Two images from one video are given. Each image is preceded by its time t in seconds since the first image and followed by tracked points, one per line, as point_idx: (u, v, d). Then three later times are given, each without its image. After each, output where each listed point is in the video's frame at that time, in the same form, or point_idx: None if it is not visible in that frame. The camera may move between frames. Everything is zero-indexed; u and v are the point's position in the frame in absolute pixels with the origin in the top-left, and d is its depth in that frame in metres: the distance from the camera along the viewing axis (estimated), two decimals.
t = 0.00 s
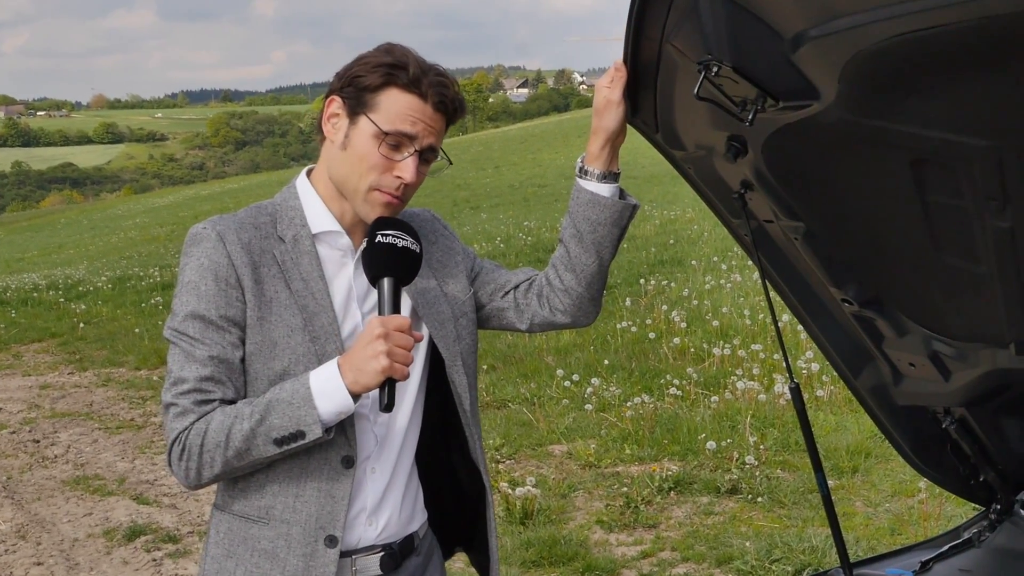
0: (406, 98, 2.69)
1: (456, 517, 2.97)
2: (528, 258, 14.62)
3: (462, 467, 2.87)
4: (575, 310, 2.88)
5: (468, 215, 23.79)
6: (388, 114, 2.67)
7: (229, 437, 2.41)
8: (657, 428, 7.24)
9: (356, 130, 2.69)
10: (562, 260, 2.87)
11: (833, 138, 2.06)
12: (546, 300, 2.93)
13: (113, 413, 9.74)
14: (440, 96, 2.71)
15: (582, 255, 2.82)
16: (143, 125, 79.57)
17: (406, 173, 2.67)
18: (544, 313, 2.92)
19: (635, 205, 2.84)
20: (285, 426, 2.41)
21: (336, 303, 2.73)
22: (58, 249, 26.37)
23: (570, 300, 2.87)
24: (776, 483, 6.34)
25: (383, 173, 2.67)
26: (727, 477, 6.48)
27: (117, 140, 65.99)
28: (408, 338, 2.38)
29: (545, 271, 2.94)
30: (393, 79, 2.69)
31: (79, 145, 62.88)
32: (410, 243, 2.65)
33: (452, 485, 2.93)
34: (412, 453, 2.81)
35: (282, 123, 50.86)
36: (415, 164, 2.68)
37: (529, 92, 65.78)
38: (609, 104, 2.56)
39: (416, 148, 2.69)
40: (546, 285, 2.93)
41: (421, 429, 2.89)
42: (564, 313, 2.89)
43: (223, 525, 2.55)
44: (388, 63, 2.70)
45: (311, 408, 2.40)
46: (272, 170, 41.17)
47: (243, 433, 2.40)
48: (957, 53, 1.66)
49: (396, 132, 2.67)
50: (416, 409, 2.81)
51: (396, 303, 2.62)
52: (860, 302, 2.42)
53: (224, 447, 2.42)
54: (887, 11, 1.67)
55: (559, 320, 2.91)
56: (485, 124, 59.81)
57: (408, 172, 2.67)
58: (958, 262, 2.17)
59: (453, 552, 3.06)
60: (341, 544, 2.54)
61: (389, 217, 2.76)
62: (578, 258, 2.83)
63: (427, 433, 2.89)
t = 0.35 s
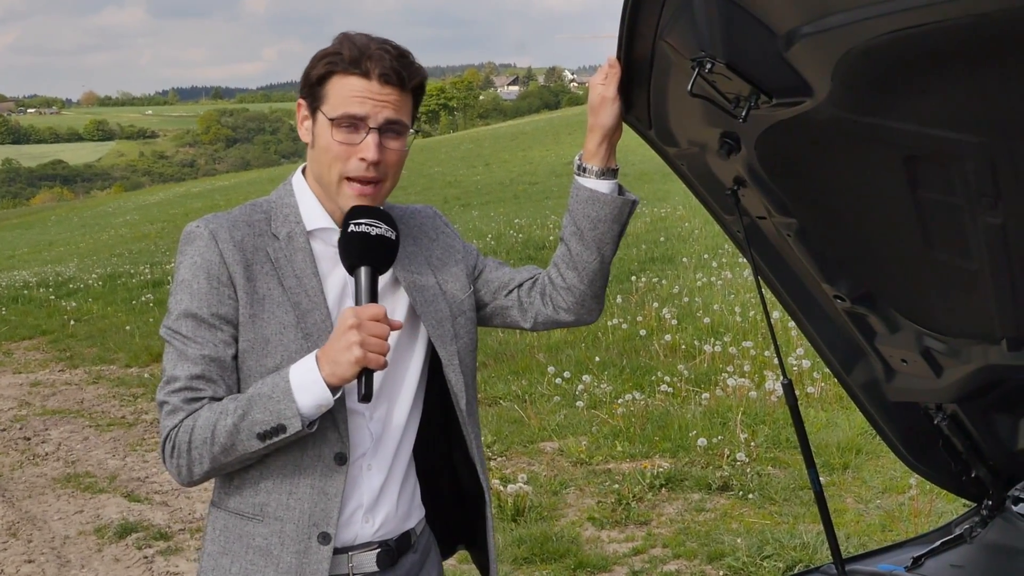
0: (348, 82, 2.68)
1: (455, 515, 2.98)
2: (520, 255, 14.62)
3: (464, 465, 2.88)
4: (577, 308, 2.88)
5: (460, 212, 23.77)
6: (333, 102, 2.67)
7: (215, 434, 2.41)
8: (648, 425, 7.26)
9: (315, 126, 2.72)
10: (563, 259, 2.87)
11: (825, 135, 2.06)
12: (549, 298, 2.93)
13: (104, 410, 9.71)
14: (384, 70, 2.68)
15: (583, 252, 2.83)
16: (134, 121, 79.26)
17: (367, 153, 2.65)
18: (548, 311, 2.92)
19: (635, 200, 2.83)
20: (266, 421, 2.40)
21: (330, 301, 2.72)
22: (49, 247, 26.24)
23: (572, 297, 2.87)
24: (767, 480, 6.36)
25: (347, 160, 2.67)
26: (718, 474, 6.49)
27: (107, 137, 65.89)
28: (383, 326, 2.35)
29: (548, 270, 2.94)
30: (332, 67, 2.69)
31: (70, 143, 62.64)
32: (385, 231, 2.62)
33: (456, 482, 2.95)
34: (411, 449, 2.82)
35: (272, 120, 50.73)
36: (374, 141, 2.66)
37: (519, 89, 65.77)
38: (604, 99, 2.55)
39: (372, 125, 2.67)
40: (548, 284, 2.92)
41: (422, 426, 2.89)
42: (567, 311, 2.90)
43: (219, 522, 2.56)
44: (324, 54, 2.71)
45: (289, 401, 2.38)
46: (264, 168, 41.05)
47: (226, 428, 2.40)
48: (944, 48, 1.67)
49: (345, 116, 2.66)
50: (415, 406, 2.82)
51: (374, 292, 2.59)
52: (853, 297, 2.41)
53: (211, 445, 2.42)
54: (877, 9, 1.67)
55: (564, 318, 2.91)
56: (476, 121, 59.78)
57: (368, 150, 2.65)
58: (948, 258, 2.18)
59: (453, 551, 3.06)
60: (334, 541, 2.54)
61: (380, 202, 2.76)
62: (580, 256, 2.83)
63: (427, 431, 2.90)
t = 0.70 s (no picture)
0: (324, 84, 2.67)
1: (450, 513, 2.99)
2: (510, 253, 14.61)
3: (459, 463, 2.88)
4: (573, 306, 2.89)
5: (450, 210, 23.75)
6: (310, 105, 2.66)
7: (202, 438, 2.41)
8: (638, 423, 7.27)
9: (296, 130, 2.72)
10: (558, 257, 2.87)
11: (818, 135, 2.07)
12: (545, 297, 2.93)
13: (93, 408, 9.67)
14: (358, 67, 2.66)
15: (579, 250, 2.83)
16: (123, 118, 78.95)
17: (348, 154, 2.64)
18: (544, 309, 2.93)
19: (629, 198, 2.84)
20: (250, 425, 2.39)
21: (319, 302, 2.72)
22: (37, 244, 26.10)
23: (568, 295, 2.87)
24: (757, 478, 6.38)
25: (329, 161, 2.66)
26: (708, 471, 6.50)
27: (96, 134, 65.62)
28: (362, 330, 2.33)
29: (544, 268, 2.94)
30: (307, 69, 2.67)
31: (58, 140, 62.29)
32: (364, 232, 2.61)
33: (452, 481, 2.95)
34: (406, 448, 2.81)
35: (261, 117, 50.61)
36: (354, 141, 2.64)
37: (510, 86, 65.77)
38: (597, 99, 2.55)
39: (350, 125, 2.65)
40: (544, 282, 2.93)
41: (417, 424, 2.90)
42: (562, 309, 2.90)
43: (212, 523, 2.55)
44: (298, 56, 2.69)
45: (271, 406, 2.38)
46: (253, 165, 40.93)
47: (212, 432, 2.40)
48: (934, 49, 1.68)
49: (323, 118, 2.65)
50: (409, 406, 2.81)
51: (354, 295, 2.57)
52: (845, 296, 2.41)
53: (199, 449, 2.42)
54: (871, 8, 1.68)
55: (559, 317, 2.92)
56: (467, 119, 59.74)
57: (348, 150, 2.64)
58: (940, 256, 2.19)
59: (447, 549, 3.06)
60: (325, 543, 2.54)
61: (367, 200, 2.75)
62: (575, 254, 2.83)
63: (422, 430, 2.90)
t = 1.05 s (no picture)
0: (312, 85, 2.66)
1: (443, 513, 2.99)
2: (500, 253, 14.62)
3: (452, 462, 2.88)
4: (565, 306, 2.89)
5: (440, 210, 23.72)
6: (299, 107, 2.66)
7: (197, 438, 2.40)
8: (628, 423, 7.28)
9: (286, 133, 2.71)
10: (550, 257, 2.87)
11: (813, 135, 2.07)
12: (537, 297, 2.93)
13: (82, 409, 9.63)
14: (346, 68, 2.65)
15: (570, 251, 2.83)
16: (113, 117, 78.71)
17: (338, 154, 2.63)
18: (536, 310, 2.93)
19: (621, 198, 2.84)
20: (247, 425, 2.38)
21: (313, 302, 2.71)
22: (26, 244, 25.97)
23: (560, 295, 2.88)
24: (747, 478, 6.39)
25: (319, 162, 2.66)
26: (699, 472, 6.51)
27: (86, 133, 65.43)
28: (358, 328, 2.33)
29: (535, 267, 2.94)
30: (296, 70, 2.67)
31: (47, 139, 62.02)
32: (359, 231, 2.60)
33: (445, 481, 2.95)
34: (399, 448, 2.81)
35: (252, 117, 50.50)
36: (344, 141, 2.64)
37: (500, 87, 65.82)
38: (591, 99, 2.55)
39: (340, 125, 2.65)
40: (535, 282, 2.93)
41: (410, 423, 2.89)
42: (554, 309, 2.90)
43: (206, 524, 2.54)
44: (286, 58, 2.69)
45: (268, 405, 2.37)
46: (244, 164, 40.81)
47: (208, 433, 2.39)
48: (932, 48, 1.67)
49: (312, 119, 2.65)
50: (403, 405, 2.81)
51: (349, 293, 2.57)
52: (838, 296, 2.42)
53: (196, 449, 2.41)
54: (870, 8, 1.67)
55: (551, 317, 2.92)
56: (457, 119, 59.70)
57: (338, 150, 2.63)
58: (933, 257, 2.20)
59: (441, 548, 3.06)
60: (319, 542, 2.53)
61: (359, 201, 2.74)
62: (567, 254, 2.83)
63: (416, 429, 2.90)
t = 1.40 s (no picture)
0: (315, 84, 2.66)
1: (438, 514, 2.99)
2: (493, 254, 14.62)
3: (447, 464, 2.88)
4: (558, 308, 2.89)
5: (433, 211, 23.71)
6: (301, 106, 2.66)
7: (196, 438, 2.40)
8: (621, 425, 7.28)
9: (286, 130, 2.71)
10: (544, 259, 2.88)
11: (810, 137, 2.07)
12: (531, 298, 2.93)
13: (74, 409, 9.61)
14: (348, 68, 2.65)
15: (564, 253, 2.83)
16: (105, 117, 78.56)
17: (338, 154, 2.63)
18: (529, 311, 2.93)
19: (615, 201, 2.84)
20: (246, 425, 2.38)
21: (309, 302, 2.71)
22: (17, 244, 25.90)
23: (553, 297, 2.88)
24: (740, 480, 6.40)
25: (319, 162, 2.65)
26: (691, 473, 6.52)
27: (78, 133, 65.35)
28: (358, 328, 2.33)
29: (529, 269, 2.94)
30: (298, 69, 2.67)
31: (40, 140, 61.90)
32: (359, 231, 2.60)
33: (440, 482, 2.95)
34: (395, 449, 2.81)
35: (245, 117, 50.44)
36: (344, 141, 2.64)
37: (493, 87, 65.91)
38: (587, 101, 2.55)
39: (340, 125, 2.65)
40: (529, 284, 2.93)
41: (406, 424, 2.89)
42: (548, 311, 2.90)
43: (202, 525, 2.54)
44: (288, 56, 2.69)
45: (268, 405, 2.37)
46: (237, 165, 40.75)
47: (207, 433, 2.39)
48: (933, 51, 1.68)
49: (313, 118, 2.65)
50: (398, 406, 2.81)
51: (349, 293, 2.57)
52: (834, 298, 2.42)
53: (194, 449, 2.41)
54: (870, 11, 1.67)
55: (545, 318, 2.92)
56: (450, 119, 59.75)
57: (338, 150, 2.63)
58: (930, 259, 2.21)
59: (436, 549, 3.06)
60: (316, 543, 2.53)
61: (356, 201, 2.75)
62: (560, 256, 2.84)
63: (411, 430, 2.90)
